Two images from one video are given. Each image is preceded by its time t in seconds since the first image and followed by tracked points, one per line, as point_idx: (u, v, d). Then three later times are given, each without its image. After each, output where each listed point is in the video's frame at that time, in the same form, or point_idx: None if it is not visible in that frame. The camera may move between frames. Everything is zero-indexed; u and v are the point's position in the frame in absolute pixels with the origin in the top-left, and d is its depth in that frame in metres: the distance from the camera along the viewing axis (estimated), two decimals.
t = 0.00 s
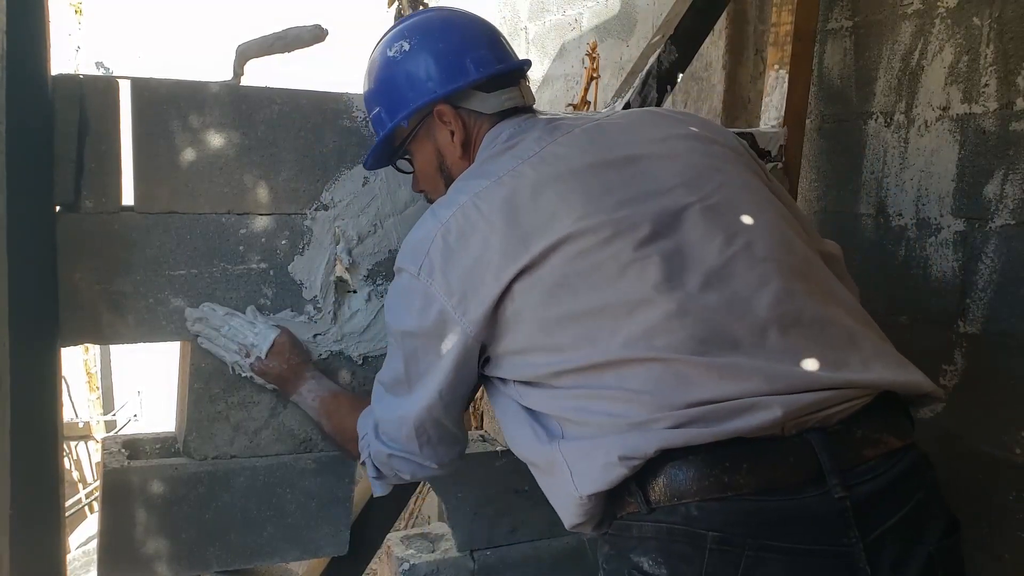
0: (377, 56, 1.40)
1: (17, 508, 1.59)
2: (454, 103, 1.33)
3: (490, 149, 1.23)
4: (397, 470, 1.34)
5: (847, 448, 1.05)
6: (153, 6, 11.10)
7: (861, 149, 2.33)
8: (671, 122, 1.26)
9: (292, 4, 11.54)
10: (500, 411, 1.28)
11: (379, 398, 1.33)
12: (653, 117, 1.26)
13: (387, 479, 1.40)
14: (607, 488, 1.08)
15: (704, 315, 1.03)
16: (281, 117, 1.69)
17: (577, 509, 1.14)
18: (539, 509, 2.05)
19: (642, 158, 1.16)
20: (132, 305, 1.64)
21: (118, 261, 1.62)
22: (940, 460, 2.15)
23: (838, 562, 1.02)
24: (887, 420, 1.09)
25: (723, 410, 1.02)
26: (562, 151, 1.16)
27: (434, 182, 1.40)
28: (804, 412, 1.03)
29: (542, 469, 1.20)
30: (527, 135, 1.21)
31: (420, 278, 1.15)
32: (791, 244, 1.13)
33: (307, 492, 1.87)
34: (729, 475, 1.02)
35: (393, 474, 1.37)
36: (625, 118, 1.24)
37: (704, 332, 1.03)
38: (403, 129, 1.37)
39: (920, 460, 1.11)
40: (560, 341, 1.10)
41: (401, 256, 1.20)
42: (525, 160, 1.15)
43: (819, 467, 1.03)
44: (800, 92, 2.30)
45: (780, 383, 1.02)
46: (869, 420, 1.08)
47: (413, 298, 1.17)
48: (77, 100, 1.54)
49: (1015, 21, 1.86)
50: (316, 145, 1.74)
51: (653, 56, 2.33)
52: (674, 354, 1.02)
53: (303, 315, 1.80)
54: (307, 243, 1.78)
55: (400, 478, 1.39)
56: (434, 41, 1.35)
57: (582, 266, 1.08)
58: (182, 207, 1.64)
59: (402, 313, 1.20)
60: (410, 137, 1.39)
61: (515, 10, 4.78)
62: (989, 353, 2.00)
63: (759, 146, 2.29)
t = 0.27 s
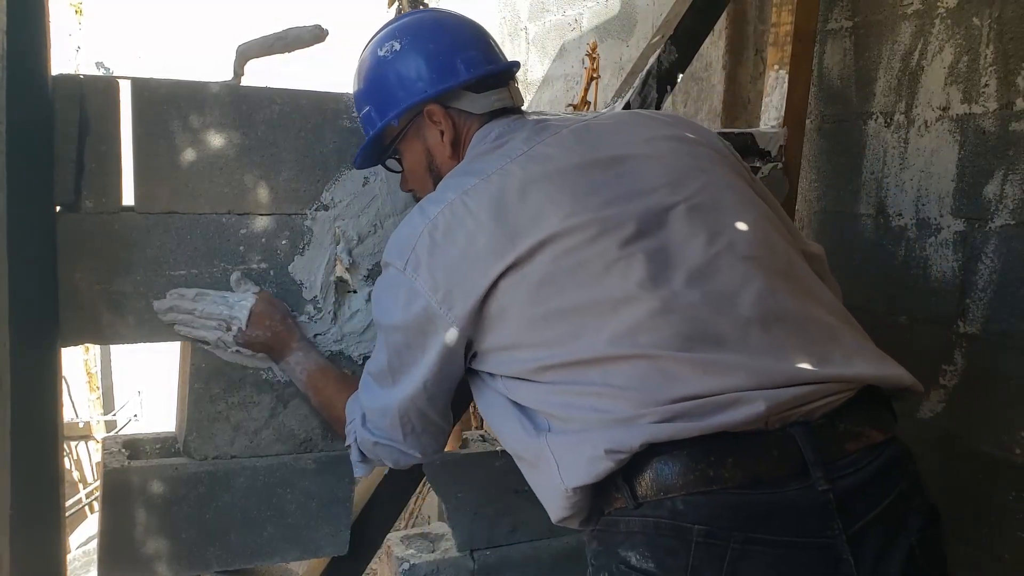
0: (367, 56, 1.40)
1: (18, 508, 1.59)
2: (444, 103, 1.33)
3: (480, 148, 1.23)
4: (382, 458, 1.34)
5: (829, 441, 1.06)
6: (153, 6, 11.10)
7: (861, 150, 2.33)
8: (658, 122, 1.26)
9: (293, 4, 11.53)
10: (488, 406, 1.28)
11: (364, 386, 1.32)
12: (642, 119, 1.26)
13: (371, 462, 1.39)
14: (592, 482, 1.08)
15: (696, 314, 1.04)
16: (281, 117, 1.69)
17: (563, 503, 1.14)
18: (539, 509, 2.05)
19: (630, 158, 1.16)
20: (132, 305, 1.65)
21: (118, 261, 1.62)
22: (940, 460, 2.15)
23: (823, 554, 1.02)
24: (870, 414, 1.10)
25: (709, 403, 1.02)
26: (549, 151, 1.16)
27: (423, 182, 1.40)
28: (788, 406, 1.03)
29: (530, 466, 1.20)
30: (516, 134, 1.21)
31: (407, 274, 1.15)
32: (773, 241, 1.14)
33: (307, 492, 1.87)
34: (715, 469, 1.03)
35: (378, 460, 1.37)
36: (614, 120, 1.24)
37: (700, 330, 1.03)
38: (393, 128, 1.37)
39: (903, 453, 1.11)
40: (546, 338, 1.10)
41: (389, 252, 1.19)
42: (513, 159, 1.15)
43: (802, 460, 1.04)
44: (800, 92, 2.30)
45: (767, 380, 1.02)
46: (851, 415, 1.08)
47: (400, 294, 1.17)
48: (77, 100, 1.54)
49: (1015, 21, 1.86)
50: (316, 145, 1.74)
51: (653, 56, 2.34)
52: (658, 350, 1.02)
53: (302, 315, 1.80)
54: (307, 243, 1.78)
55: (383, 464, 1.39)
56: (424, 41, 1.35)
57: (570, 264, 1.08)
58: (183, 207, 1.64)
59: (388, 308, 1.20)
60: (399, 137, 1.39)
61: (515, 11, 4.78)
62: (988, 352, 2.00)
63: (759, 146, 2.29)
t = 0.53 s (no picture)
0: (362, 58, 1.40)
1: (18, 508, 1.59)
2: (440, 104, 1.33)
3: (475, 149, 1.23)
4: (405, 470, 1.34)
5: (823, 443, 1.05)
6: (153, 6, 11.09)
7: (861, 150, 2.33)
8: (653, 122, 1.26)
9: (293, 4, 11.53)
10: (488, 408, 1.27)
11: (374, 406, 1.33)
12: (637, 119, 1.26)
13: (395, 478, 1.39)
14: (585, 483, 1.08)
15: (688, 314, 1.04)
16: (281, 117, 1.69)
17: (557, 505, 1.14)
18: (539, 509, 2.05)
19: (625, 159, 1.16)
20: (132, 305, 1.65)
21: (118, 261, 1.62)
22: (941, 459, 2.15)
23: (813, 555, 1.02)
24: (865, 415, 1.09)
25: (700, 404, 1.02)
26: (544, 151, 1.15)
27: (418, 183, 1.39)
28: (780, 407, 1.03)
29: (525, 467, 1.20)
30: (510, 135, 1.21)
31: (406, 278, 1.15)
32: (765, 243, 1.14)
33: (307, 492, 1.87)
34: (705, 470, 1.03)
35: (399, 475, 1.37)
36: (608, 120, 1.24)
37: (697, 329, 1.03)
38: (388, 129, 1.37)
39: (896, 455, 1.10)
40: (540, 340, 1.10)
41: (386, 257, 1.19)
42: (509, 161, 1.15)
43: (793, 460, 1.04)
44: (800, 92, 2.30)
45: (760, 381, 1.02)
46: (845, 416, 1.07)
47: (399, 298, 1.17)
48: (77, 100, 1.54)
49: (1015, 21, 1.86)
50: (316, 145, 1.74)
51: (653, 56, 2.34)
52: (651, 350, 1.03)
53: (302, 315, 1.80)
54: (307, 243, 1.78)
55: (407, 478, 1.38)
56: (419, 42, 1.35)
57: (565, 265, 1.07)
58: (183, 207, 1.64)
59: (387, 313, 1.20)
60: (394, 138, 1.39)
61: (515, 10, 4.78)
62: (988, 352, 2.00)
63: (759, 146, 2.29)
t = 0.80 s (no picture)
0: (363, 40, 1.40)
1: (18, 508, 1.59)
2: (441, 89, 1.33)
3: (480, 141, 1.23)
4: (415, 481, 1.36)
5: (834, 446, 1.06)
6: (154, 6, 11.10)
7: (861, 150, 2.33)
8: (659, 116, 1.26)
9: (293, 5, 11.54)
10: (498, 415, 1.27)
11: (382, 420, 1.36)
12: (641, 112, 1.26)
13: (410, 500, 1.41)
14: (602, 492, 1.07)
15: (698, 314, 1.04)
16: (281, 117, 1.69)
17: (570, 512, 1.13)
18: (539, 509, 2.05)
19: (633, 152, 1.16)
20: (132, 305, 1.65)
21: (118, 261, 1.62)
22: (941, 459, 2.15)
23: (827, 557, 1.03)
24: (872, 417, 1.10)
25: (714, 408, 1.02)
26: (550, 143, 1.16)
27: (417, 170, 1.39)
28: (792, 409, 1.03)
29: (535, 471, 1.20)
30: (515, 127, 1.21)
31: (409, 269, 1.16)
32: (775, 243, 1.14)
33: (307, 492, 1.87)
34: (721, 473, 1.02)
35: (413, 492, 1.38)
36: (614, 113, 1.24)
37: (699, 329, 1.03)
38: (388, 115, 1.37)
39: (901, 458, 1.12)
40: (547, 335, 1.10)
41: (389, 250, 1.20)
42: (514, 152, 1.15)
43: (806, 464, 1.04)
44: (800, 92, 2.30)
45: (769, 381, 1.02)
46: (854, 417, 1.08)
47: (402, 290, 1.18)
48: (77, 100, 1.54)
49: (1015, 21, 1.86)
50: (316, 145, 1.74)
51: (653, 56, 2.34)
52: (662, 350, 1.03)
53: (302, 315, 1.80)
54: (307, 243, 1.78)
55: (421, 498, 1.39)
56: (421, 27, 1.36)
57: (571, 258, 1.08)
58: (183, 207, 1.64)
59: (389, 304, 1.21)
60: (395, 123, 1.39)
61: (515, 10, 4.78)
62: (988, 353, 2.00)
63: (760, 146, 2.29)
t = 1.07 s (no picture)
0: (372, 30, 1.40)
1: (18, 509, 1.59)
2: (452, 81, 1.33)
3: (489, 133, 1.22)
4: (387, 456, 1.34)
5: (847, 447, 1.06)
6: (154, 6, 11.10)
7: (861, 150, 2.33)
8: (670, 113, 1.26)
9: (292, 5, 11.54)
10: (493, 402, 1.27)
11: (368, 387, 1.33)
12: (652, 108, 1.26)
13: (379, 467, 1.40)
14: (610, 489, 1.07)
15: (708, 314, 1.03)
16: (281, 117, 1.69)
17: (575, 507, 1.14)
18: (540, 509, 2.05)
19: (645, 149, 1.16)
20: (133, 305, 1.65)
21: (118, 261, 1.62)
22: (941, 459, 2.15)
23: (843, 557, 1.02)
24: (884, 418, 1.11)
25: (727, 408, 1.02)
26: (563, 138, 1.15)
27: (426, 162, 1.39)
28: (803, 410, 1.04)
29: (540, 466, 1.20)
30: (526, 121, 1.21)
31: (415, 260, 1.14)
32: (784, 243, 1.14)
33: (307, 492, 1.87)
34: (735, 474, 1.03)
35: (383, 461, 1.37)
36: (626, 109, 1.24)
37: (703, 330, 1.03)
38: (397, 107, 1.38)
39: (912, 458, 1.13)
40: (559, 331, 1.10)
41: (394, 239, 1.18)
42: (527, 146, 1.14)
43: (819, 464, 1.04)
44: (800, 93, 2.30)
45: (778, 381, 1.02)
46: (866, 416, 1.09)
47: (406, 280, 1.16)
48: (77, 100, 1.54)
49: (1015, 21, 1.86)
50: (316, 145, 1.74)
51: (653, 56, 2.34)
52: (666, 350, 1.03)
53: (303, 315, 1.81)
54: (307, 242, 1.78)
55: (389, 467, 1.39)
56: (432, 17, 1.36)
57: (585, 256, 1.07)
58: (183, 207, 1.64)
59: (392, 294, 1.19)
60: (403, 115, 1.39)
61: (515, 10, 4.79)
62: (988, 353, 1.99)
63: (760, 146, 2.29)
